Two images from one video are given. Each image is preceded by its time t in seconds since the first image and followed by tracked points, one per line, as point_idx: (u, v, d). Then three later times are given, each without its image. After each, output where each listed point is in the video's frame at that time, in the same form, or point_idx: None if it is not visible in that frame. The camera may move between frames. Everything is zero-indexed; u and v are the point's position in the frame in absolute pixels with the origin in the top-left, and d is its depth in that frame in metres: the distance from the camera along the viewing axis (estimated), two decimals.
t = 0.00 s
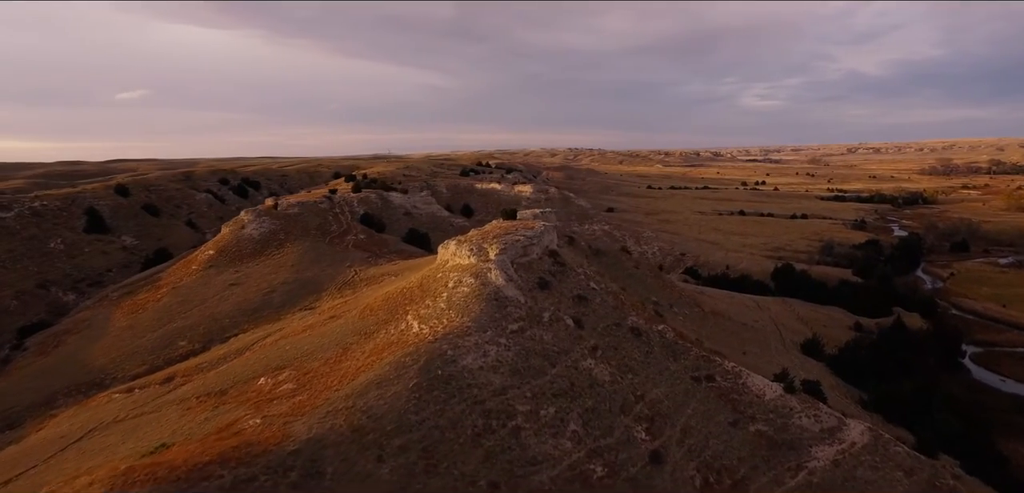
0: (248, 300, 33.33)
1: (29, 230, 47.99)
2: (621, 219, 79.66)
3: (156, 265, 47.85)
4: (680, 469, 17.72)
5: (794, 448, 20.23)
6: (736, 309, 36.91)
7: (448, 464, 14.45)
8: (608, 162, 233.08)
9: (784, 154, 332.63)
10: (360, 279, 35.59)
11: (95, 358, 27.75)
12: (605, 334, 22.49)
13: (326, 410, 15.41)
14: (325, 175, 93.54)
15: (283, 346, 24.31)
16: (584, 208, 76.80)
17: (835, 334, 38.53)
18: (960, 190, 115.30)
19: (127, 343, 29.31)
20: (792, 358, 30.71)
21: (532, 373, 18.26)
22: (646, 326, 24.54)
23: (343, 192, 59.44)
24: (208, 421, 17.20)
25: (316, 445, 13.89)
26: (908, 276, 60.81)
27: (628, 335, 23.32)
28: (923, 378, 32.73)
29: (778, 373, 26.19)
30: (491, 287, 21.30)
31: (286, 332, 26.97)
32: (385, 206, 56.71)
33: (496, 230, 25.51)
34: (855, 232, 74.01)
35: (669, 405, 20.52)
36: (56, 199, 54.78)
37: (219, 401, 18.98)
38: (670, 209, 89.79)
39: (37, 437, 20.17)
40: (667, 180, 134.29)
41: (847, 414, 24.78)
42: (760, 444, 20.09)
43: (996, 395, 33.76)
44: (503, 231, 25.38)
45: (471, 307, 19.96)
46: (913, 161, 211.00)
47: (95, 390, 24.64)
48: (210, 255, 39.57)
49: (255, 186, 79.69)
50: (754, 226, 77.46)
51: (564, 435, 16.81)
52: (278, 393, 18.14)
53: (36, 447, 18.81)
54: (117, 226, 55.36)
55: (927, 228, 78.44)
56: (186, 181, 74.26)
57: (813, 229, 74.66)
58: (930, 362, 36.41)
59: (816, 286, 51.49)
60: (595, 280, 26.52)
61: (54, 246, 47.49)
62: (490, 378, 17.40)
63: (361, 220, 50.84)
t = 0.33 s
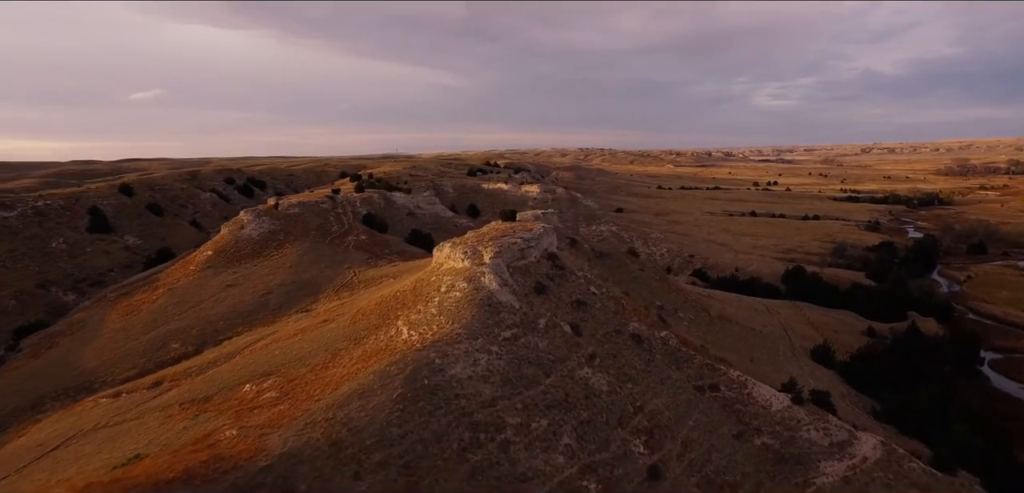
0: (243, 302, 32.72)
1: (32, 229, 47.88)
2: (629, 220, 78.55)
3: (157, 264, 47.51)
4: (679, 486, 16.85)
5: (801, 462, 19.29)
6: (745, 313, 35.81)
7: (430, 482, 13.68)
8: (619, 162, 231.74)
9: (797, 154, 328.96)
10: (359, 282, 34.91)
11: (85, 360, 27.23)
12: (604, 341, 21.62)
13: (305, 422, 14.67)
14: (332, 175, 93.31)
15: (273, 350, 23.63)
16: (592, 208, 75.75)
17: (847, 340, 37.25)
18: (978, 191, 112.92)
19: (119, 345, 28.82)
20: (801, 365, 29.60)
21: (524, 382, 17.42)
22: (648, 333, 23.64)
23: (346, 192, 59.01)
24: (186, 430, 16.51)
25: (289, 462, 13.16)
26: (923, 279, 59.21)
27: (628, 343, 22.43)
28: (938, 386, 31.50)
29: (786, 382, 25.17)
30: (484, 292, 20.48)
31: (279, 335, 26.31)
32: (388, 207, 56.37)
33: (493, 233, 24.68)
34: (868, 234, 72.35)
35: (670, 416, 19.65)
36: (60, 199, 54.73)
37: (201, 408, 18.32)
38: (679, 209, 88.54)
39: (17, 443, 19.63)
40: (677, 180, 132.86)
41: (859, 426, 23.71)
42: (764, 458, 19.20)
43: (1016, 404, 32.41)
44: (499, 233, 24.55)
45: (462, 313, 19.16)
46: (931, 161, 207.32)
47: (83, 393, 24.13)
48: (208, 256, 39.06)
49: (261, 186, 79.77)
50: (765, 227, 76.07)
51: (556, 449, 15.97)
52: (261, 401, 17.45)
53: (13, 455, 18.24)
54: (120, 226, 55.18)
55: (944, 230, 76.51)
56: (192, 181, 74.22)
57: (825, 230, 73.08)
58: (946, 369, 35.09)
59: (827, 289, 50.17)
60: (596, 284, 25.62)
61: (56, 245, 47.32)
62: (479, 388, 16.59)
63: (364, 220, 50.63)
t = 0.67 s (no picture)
0: (240, 304, 32.17)
1: (35, 229, 47.77)
2: (639, 220, 77.36)
3: (159, 264, 47.23)
4: None
5: (810, 479, 18.32)
6: (754, 317, 34.70)
7: None
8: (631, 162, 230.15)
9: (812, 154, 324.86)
10: (358, 283, 34.27)
11: (77, 361, 26.72)
12: (603, 349, 20.75)
13: (282, 435, 13.96)
14: (340, 174, 93.06)
15: (264, 354, 22.96)
16: (600, 208, 74.54)
17: (861, 345, 36.01)
18: (998, 192, 110.31)
19: (112, 346, 28.36)
20: (812, 374, 28.52)
21: (516, 393, 16.60)
22: (651, 340, 22.78)
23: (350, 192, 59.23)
24: (164, 440, 15.84)
25: (260, 479, 12.45)
26: (940, 283, 57.66)
27: (630, 351, 21.56)
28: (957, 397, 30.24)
29: (795, 392, 24.13)
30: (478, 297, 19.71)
31: (272, 339, 25.67)
32: (392, 207, 56.37)
33: (490, 235, 23.87)
34: (883, 236, 70.73)
35: (671, 429, 18.75)
36: (65, 198, 54.65)
37: (183, 416, 17.67)
38: (689, 210, 87.34)
39: None
40: (689, 180, 131.41)
41: (872, 440, 22.63)
42: (771, 473, 18.25)
43: None
44: (497, 235, 23.75)
45: (454, 319, 18.38)
46: (950, 161, 203.78)
47: (72, 397, 23.66)
48: (208, 256, 38.62)
49: (268, 185, 79.92)
50: (777, 228, 74.67)
51: (549, 465, 15.12)
52: (243, 409, 16.79)
53: None
54: (125, 225, 55.06)
55: (962, 232, 74.62)
56: (200, 180, 74.34)
57: (839, 232, 71.51)
58: (966, 378, 33.75)
59: (840, 293, 48.86)
60: (598, 289, 24.77)
61: (60, 245, 47.20)
62: (469, 400, 15.80)
63: (367, 220, 50.30)
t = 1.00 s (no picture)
0: (239, 305, 31.65)
1: (43, 228, 47.80)
2: (650, 221, 76.12)
3: (165, 264, 46.97)
4: None
5: None
6: (766, 322, 33.53)
7: None
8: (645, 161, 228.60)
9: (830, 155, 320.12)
10: (359, 285, 33.64)
11: (71, 363, 26.34)
12: (604, 358, 19.87)
13: (259, 449, 13.26)
14: (350, 173, 92.92)
15: (256, 358, 22.38)
16: (611, 208, 73.40)
17: (879, 351, 34.64)
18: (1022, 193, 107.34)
19: (108, 347, 27.92)
20: (825, 383, 27.39)
21: (509, 406, 15.78)
22: (655, 348, 21.87)
23: (356, 192, 59.04)
24: (141, 451, 15.16)
25: None
26: (961, 287, 55.90)
27: (632, 359, 20.67)
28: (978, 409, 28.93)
29: (807, 404, 23.06)
30: (472, 303, 18.95)
31: (267, 342, 25.04)
32: (399, 207, 56.12)
33: (488, 238, 23.09)
34: (902, 238, 68.89)
35: (675, 443, 17.84)
36: (75, 197, 54.68)
37: (165, 424, 17.09)
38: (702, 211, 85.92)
39: None
40: (702, 180, 129.91)
41: (887, 455, 21.54)
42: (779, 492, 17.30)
43: None
44: (495, 239, 22.95)
45: (446, 326, 17.62)
46: (972, 161, 199.67)
47: (63, 401, 23.18)
48: (210, 256, 38.22)
49: (279, 185, 80.03)
50: (792, 229, 73.08)
51: (541, 483, 14.28)
52: (225, 419, 16.15)
53: None
54: (133, 224, 54.97)
55: (984, 234, 72.49)
56: (210, 180, 74.49)
57: (856, 233, 69.77)
58: (987, 387, 32.36)
59: (855, 298, 47.42)
60: (601, 294, 23.89)
61: (67, 244, 47.12)
62: (457, 413, 15.00)
63: (373, 220, 49.88)
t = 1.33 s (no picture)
0: (241, 306, 31.20)
1: (55, 226, 47.85)
2: (665, 222, 74.67)
3: (174, 263, 46.80)
4: None
5: None
6: (781, 328, 32.25)
7: None
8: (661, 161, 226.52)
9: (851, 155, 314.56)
10: (362, 287, 33.05)
11: (69, 364, 26.02)
12: (606, 368, 18.96)
13: (235, 464, 12.59)
14: (363, 173, 92.80)
15: (250, 362, 21.83)
16: (625, 208, 72.12)
17: (901, 359, 33.17)
18: None
19: (107, 347, 27.60)
20: (842, 394, 26.15)
21: (502, 420, 14.98)
22: (661, 357, 20.90)
23: (366, 192, 58.71)
24: (120, 461, 14.60)
25: None
26: (987, 292, 53.94)
27: (637, 369, 19.73)
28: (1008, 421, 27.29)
29: (823, 418, 21.91)
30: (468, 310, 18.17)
31: (264, 346, 24.49)
32: (408, 207, 55.79)
33: (489, 241, 22.28)
34: (925, 240, 66.83)
35: (680, 459, 16.87)
36: (87, 196, 54.78)
37: (149, 432, 16.57)
38: (718, 212, 84.33)
39: None
40: (718, 180, 128.08)
41: (909, 475, 20.38)
42: None
43: None
44: (496, 241, 22.15)
45: (440, 334, 16.85)
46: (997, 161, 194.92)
47: (58, 405, 22.81)
48: (215, 257, 37.92)
49: (291, 184, 80.16)
50: (810, 231, 71.31)
51: None
52: (208, 428, 15.56)
53: None
54: (145, 223, 54.98)
55: (1010, 237, 70.13)
56: (223, 179, 74.68)
57: (877, 236, 67.84)
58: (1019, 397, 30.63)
59: (876, 303, 45.81)
60: (606, 300, 22.96)
61: (78, 242, 47.12)
62: (446, 427, 14.23)
63: (381, 220, 49.43)
